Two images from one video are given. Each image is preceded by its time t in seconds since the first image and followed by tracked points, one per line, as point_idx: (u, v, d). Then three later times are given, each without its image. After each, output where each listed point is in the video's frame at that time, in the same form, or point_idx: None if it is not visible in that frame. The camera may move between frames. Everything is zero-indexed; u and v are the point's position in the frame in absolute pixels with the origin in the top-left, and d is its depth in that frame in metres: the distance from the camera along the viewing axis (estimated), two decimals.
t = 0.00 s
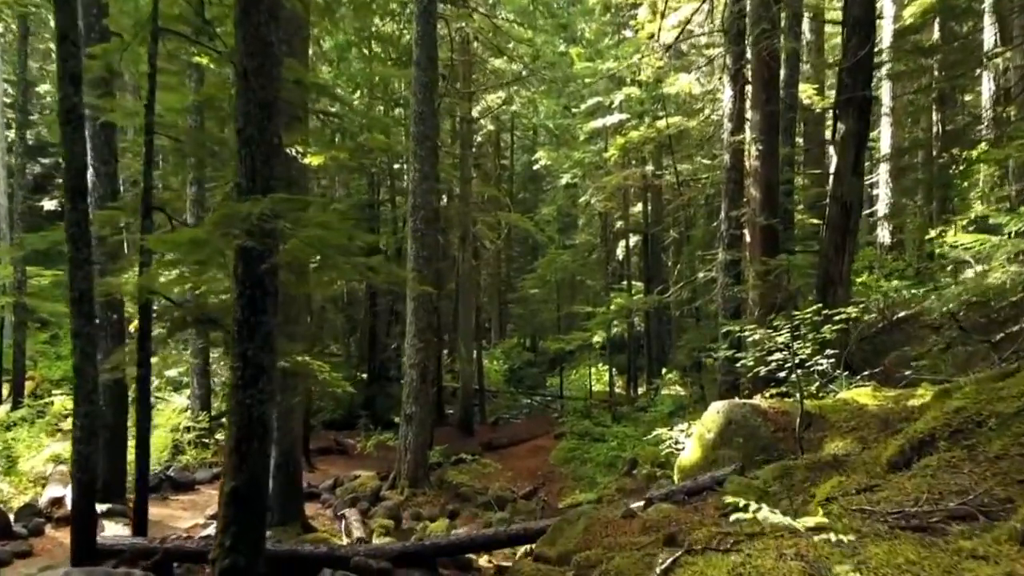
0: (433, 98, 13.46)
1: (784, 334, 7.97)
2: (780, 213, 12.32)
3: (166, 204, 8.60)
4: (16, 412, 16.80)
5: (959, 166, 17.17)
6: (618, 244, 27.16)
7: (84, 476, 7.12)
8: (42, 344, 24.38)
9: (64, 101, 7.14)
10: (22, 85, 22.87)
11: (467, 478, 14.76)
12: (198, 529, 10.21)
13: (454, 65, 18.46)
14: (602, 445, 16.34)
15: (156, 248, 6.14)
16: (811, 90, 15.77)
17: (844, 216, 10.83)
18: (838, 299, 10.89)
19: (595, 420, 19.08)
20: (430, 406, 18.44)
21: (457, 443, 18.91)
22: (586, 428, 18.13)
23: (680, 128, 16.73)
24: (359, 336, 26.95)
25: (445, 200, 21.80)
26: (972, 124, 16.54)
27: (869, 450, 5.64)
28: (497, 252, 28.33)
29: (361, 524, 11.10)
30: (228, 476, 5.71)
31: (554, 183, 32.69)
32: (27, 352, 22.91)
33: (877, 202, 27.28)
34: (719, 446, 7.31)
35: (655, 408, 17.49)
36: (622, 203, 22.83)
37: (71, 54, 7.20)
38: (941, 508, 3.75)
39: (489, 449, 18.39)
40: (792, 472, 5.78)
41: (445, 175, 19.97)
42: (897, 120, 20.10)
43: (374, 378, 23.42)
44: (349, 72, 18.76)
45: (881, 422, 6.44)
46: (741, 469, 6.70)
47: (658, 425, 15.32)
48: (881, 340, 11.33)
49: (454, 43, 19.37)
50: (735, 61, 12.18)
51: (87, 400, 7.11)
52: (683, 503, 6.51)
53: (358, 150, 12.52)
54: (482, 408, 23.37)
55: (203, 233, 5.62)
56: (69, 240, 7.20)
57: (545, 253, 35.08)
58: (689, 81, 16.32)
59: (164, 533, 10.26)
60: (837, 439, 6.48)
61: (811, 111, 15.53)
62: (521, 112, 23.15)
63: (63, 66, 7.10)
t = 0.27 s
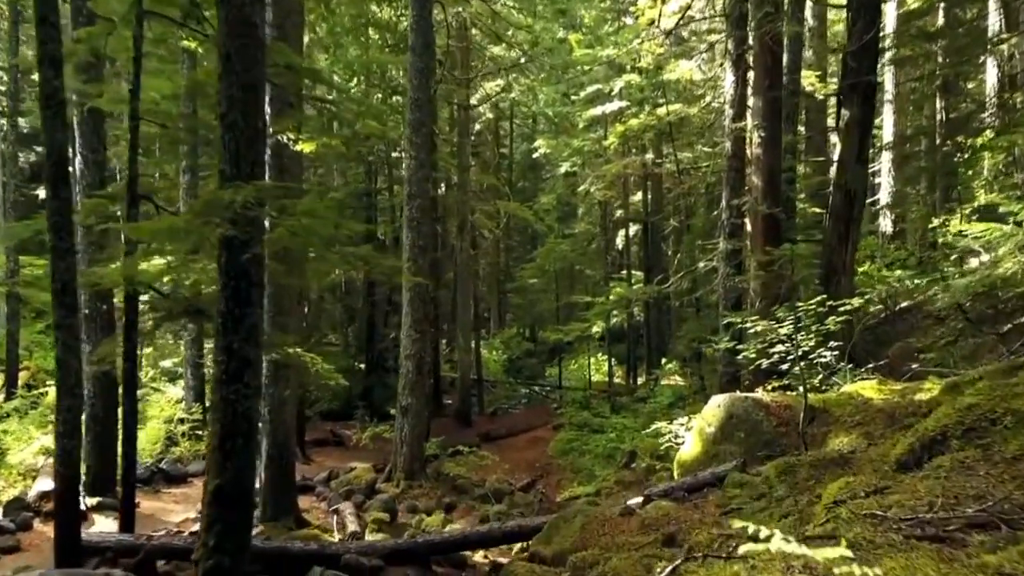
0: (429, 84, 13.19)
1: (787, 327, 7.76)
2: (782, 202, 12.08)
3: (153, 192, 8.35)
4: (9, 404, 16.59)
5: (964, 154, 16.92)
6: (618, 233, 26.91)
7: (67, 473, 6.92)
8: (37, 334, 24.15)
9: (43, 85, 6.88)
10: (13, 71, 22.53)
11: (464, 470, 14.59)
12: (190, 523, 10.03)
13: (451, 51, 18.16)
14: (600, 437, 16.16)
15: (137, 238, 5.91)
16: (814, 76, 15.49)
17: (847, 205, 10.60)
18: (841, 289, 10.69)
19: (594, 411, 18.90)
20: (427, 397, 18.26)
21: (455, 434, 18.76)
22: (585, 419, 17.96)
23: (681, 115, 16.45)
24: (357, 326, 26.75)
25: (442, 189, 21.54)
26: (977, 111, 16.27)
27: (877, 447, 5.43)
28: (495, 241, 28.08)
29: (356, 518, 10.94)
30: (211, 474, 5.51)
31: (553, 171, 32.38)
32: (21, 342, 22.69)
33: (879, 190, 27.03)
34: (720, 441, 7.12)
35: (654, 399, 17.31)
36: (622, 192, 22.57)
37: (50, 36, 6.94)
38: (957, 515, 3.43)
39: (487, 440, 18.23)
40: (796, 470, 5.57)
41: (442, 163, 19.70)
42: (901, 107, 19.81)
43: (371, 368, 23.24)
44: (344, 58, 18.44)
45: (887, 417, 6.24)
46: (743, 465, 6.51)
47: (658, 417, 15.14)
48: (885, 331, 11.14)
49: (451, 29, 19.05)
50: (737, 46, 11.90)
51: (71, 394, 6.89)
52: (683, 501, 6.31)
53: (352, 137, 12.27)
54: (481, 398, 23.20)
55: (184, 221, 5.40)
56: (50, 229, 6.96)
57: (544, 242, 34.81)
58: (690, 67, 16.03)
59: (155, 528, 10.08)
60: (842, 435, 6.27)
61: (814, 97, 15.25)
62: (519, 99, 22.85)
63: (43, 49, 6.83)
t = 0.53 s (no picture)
0: (425, 72, 12.94)
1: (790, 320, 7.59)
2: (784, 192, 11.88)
3: (141, 181, 8.15)
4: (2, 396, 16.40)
5: (968, 143, 16.70)
6: (617, 224, 26.71)
7: (51, 471, 6.73)
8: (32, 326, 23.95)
9: (24, 71, 6.65)
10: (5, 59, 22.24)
11: (462, 463, 14.45)
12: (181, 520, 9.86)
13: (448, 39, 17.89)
14: (599, 430, 16.01)
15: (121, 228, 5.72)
16: (817, 65, 15.24)
17: (851, 194, 10.41)
18: (844, 281, 10.51)
19: (593, 403, 18.74)
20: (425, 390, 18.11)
21: (453, 426, 18.61)
22: (584, 411, 17.80)
23: (681, 105, 16.21)
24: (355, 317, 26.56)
25: (440, 179, 21.32)
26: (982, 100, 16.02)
27: (883, 445, 5.26)
28: (494, 232, 27.86)
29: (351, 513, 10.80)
30: (197, 473, 5.35)
31: (553, 162, 32.12)
32: (16, 333, 22.49)
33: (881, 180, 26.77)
34: (721, 437, 6.95)
35: (654, 391, 17.15)
36: (622, 182, 22.34)
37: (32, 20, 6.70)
38: (975, 523, 3.25)
39: (486, 432, 18.08)
40: (800, 468, 5.40)
41: (439, 153, 19.46)
42: (904, 97, 19.56)
43: (369, 360, 23.07)
44: (340, 46, 18.17)
45: (893, 413, 6.08)
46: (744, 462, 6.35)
47: (657, 409, 14.98)
48: (888, 323, 10.96)
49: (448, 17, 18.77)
50: (739, 32, 11.64)
51: (55, 390, 6.70)
52: (683, 499, 6.15)
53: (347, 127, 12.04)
54: (479, 390, 23.05)
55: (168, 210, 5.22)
56: (32, 219, 6.74)
57: (543, 233, 34.59)
58: (691, 55, 15.78)
59: (147, 523, 9.92)
60: (846, 432, 6.12)
61: (817, 86, 15.00)
62: (518, 88, 22.57)
63: (23, 32, 6.59)
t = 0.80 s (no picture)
0: (420, 58, 12.67)
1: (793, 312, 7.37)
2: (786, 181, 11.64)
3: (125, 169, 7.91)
4: None
5: (973, 131, 16.45)
6: (617, 213, 26.46)
7: (32, 468, 6.53)
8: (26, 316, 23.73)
9: None
10: None
11: (458, 455, 14.28)
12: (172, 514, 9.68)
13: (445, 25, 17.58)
14: (598, 421, 15.84)
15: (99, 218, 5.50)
16: (820, 51, 14.96)
17: (855, 183, 10.19)
18: (848, 272, 10.30)
19: (592, 394, 18.57)
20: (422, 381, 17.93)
21: (450, 418, 18.44)
22: (583, 402, 17.63)
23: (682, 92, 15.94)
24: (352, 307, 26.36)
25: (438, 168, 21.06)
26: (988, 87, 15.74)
27: (891, 443, 5.08)
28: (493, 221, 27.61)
29: (346, 507, 10.64)
30: (178, 472, 5.16)
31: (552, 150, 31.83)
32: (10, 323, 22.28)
33: (883, 169, 26.51)
34: (722, 432, 6.76)
35: (653, 382, 16.97)
36: (622, 171, 22.07)
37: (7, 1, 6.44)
38: (996, 535, 3.06)
39: (483, 424, 17.92)
40: (805, 466, 5.22)
41: (437, 141, 19.19)
42: (907, 84, 19.28)
43: (367, 350, 22.89)
44: (335, 32, 17.86)
45: (900, 409, 5.90)
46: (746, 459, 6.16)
47: (656, 401, 14.81)
48: (891, 314, 10.77)
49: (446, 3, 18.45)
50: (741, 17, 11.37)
51: (35, 384, 6.49)
52: (683, 497, 5.97)
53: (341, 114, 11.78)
54: (478, 380, 22.88)
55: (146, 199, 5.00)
56: (10, 208, 6.51)
57: (543, 222, 34.35)
58: (692, 41, 15.48)
59: (136, 519, 9.75)
60: (851, 428, 5.93)
61: (820, 73, 14.72)
62: (517, 75, 22.25)
63: None
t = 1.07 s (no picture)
0: (417, 45, 12.41)
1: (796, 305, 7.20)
2: (788, 171, 11.44)
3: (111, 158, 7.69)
4: None
5: (977, 122, 16.23)
6: (617, 204, 26.23)
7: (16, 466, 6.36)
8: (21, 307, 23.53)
9: None
10: None
11: (455, 449, 14.14)
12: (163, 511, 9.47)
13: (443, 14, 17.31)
14: (596, 415, 15.68)
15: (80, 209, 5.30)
16: (823, 40, 14.72)
17: (859, 173, 9.99)
18: (850, 264, 10.12)
19: (591, 387, 18.41)
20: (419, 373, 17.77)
21: (448, 410, 18.29)
22: (581, 395, 17.48)
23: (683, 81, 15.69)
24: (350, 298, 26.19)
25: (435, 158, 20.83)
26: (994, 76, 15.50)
27: (897, 443, 4.92)
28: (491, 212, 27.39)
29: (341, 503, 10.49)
30: (161, 472, 4.99)
31: (551, 141, 31.56)
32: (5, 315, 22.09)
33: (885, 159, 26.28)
34: (723, 428, 6.60)
35: (652, 375, 16.81)
36: (621, 161, 21.84)
37: None
38: (1017, 548, 2.89)
39: (481, 417, 17.76)
40: (809, 466, 5.06)
41: (434, 132, 18.96)
42: (910, 73, 19.03)
43: (364, 342, 22.72)
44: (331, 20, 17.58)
45: (906, 406, 5.73)
46: (748, 456, 6.00)
47: (656, 395, 14.65)
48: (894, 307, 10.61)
49: None
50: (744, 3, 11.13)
51: (18, 380, 6.31)
52: (683, 496, 5.80)
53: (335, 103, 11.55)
54: (476, 372, 22.73)
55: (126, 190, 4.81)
56: None
57: (541, 212, 34.12)
58: (693, 29, 15.23)
59: (127, 515, 9.60)
60: (855, 426, 5.76)
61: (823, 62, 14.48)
62: (515, 65, 21.97)
63: None
